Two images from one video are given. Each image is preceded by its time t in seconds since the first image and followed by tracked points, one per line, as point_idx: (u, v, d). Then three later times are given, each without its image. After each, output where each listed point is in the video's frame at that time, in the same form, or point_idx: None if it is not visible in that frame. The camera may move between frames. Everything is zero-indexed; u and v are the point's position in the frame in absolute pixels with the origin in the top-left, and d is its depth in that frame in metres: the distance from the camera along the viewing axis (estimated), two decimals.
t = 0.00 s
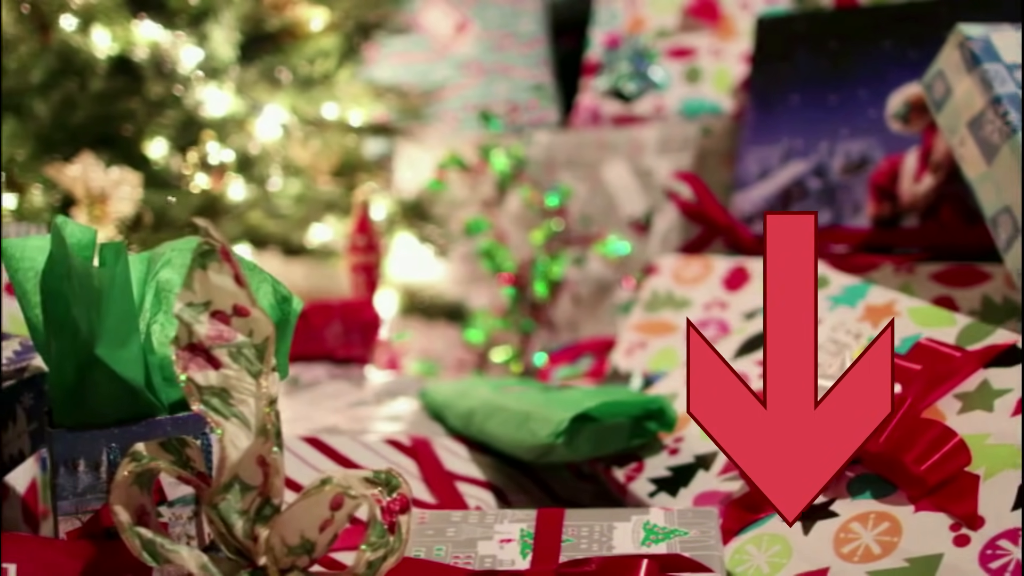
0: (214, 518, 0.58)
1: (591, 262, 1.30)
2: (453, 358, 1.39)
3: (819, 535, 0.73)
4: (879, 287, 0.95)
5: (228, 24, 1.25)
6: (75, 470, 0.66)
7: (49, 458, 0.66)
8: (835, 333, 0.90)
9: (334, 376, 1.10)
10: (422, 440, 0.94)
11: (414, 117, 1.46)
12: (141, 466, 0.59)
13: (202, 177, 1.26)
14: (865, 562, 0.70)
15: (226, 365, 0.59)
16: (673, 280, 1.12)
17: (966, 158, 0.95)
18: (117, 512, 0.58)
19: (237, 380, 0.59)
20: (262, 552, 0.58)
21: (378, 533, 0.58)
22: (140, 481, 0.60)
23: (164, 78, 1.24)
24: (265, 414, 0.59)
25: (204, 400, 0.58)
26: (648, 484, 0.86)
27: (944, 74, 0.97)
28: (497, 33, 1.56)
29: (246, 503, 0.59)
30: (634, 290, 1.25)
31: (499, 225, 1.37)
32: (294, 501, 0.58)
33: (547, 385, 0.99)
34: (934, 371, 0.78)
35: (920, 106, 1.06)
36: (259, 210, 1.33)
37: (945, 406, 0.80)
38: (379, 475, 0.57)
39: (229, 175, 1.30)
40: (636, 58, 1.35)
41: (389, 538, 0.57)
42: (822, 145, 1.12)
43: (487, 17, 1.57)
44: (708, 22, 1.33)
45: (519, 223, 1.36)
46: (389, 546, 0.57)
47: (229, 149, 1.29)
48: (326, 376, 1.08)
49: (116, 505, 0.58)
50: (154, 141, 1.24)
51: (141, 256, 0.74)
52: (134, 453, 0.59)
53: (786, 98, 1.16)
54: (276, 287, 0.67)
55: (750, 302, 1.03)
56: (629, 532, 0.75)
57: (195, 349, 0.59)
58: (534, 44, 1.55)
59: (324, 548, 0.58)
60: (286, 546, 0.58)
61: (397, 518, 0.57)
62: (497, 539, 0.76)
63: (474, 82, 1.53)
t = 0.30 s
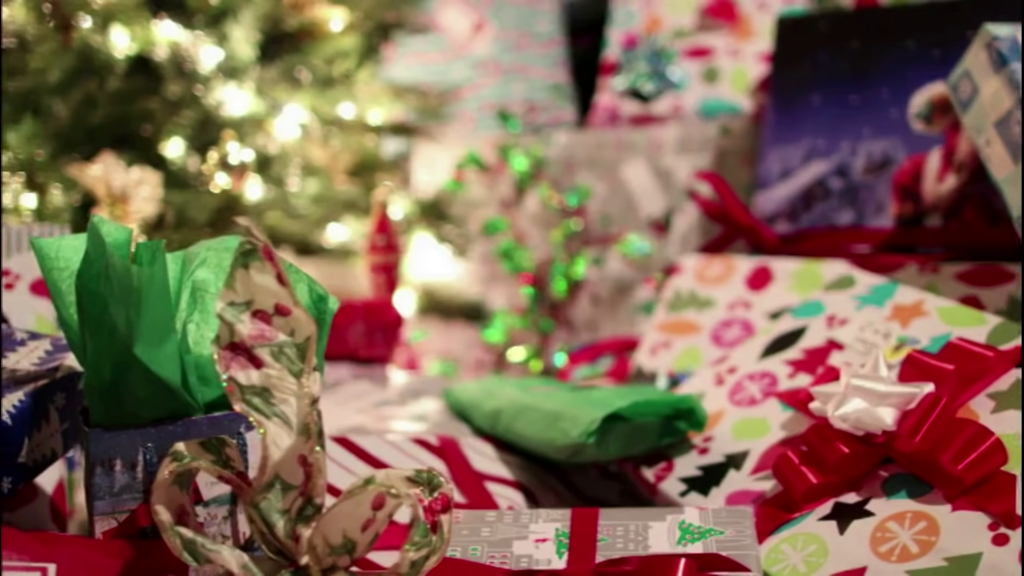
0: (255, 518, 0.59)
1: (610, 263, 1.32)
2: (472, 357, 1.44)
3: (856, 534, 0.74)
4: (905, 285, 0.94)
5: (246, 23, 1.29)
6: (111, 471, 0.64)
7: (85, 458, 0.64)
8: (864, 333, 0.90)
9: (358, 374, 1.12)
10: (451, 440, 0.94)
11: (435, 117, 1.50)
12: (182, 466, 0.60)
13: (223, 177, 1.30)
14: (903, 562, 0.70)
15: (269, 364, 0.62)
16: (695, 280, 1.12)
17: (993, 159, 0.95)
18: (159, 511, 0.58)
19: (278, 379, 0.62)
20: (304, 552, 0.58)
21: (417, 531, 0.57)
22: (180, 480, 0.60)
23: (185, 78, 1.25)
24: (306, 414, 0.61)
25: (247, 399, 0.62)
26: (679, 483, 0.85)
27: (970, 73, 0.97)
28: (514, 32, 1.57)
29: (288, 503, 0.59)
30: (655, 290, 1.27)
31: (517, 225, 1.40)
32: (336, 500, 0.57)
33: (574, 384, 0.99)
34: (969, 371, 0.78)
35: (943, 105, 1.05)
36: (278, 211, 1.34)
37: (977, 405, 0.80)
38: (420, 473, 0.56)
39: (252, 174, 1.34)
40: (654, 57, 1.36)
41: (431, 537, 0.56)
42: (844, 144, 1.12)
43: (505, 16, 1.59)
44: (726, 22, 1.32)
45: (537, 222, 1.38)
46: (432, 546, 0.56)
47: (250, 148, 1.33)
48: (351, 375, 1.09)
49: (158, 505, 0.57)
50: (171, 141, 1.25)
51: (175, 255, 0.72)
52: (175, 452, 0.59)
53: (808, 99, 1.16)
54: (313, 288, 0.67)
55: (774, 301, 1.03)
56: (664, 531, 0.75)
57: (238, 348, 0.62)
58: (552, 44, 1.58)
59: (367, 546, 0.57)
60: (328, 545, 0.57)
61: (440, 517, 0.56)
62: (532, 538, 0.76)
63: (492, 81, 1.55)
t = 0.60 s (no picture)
0: (302, 517, 0.57)
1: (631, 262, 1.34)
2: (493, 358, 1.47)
3: (896, 533, 0.74)
4: (936, 284, 0.94)
5: (269, 22, 1.29)
6: (153, 470, 0.66)
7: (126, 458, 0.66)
8: (895, 332, 0.90)
9: (385, 374, 1.13)
10: (481, 439, 0.94)
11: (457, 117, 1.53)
12: (228, 465, 0.62)
13: (245, 176, 1.29)
14: (945, 561, 0.70)
15: (315, 363, 0.58)
16: (721, 279, 1.12)
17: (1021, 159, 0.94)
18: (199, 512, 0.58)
19: (325, 379, 0.58)
20: (350, 551, 0.57)
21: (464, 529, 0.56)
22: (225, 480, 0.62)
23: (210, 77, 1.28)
24: (354, 413, 0.58)
25: (292, 399, 0.58)
26: (713, 483, 0.86)
27: (999, 73, 0.95)
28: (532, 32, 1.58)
29: (334, 503, 0.58)
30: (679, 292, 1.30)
31: (537, 224, 1.43)
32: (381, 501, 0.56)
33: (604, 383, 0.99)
34: (1004, 372, 0.78)
35: (968, 105, 1.05)
36: (298, 211, 1.35)
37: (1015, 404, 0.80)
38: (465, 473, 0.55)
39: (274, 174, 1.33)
40: (675, 56, 1.35)
41: (479, 537, 0.55)
42: (869, 144, 1.13)
43: (524, 15, 1.60)
44: (744, 23, 1.35)
45: (557, 221, 1.41)
46: (480, 545, 0.55)
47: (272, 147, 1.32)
48: (378, 375, 1.09)
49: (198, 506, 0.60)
50: (190, 140, 1.27)
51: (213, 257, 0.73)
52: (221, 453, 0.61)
53: (831, 98, 1.16)
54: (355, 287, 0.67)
55: (801, 301, 1.03)
56: (704, 531, 0.75)
57: (284, 348, 0.58)
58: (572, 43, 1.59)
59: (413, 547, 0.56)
60: (376, 545, 0.56)
61: (488, 515, 0.55)
62: (571, 537, 0.76)
63: (511, 81, 1.57)
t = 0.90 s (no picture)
0: (338, 516, 0.56)
1: (647, 263, 1.42)
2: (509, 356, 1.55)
3: (928, 532, 0.74)
4: (960, 284, 0.94)
5: (286, 22, 1.30)
6: (184, 470, 0.68)
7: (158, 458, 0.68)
8: (920, 331, 0.90)
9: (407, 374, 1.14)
10: (506, 439, 0.94)
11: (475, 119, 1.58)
12: (265, 465, 0.64)
13: (262, 175, 1.32)
14: (978, 561, 0.71)
15: (352, 363, 0.56)
16: (740, 279, 1.12)
17: None
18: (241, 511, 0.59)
19: (361, 378, 0.56)
20: (388, 552, 0.57)
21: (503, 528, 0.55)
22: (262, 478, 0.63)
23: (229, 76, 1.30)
24: (392, 413, 0.56)
25: (330, 399, 0.56)
26: (740, 482, 0.86)
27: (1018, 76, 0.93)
28: (548, 33, 1.71)
29: (372, 502, 0.57)
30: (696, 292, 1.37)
31: (552, 223, 1.51)
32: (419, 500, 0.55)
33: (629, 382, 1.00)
34: None
35: (988, 105, 1.05)
36: (314, 210, 1.36)
37: None
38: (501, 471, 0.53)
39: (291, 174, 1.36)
40: (690, 56, 1.40)
41: (517, 537, 0.54)
42: (888, 144, 1.13)
43: (538, 17, 1.72)
44: (760, 21, 1.36)
45: (572, 219, 1.49)
46: (518, 545, 0.54)
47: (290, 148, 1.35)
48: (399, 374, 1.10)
49: (239, 505, 0.61)
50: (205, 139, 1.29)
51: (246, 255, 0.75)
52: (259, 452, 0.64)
53: (851, 99, 1.16)
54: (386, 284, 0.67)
55: (822, 301, 1.04)
56: (735, 531, 0.75)
57: (320, 348, 0.56)
58: (586, 43, 1.70)
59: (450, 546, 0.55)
60: (413, 544, 0.55)
61: (525, 515, 0.53)
62: (602, 536, 0.76)
63: (525, 82, 1.70)
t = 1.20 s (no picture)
0: (378, 517, 0.59)
1: (666, 264, 1.48)
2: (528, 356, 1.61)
3: (962, 531, 0.74)
4: (986, 284, 0.95)
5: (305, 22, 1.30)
6: (220, 469, 0.72)
7: (195, 458, 0.72)
8: (947, 331, 0.91)
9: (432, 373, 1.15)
10: (534, 440, 0.95)
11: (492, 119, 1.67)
12: (304, 466, 0.65)
13: (283, 175, 1.34)
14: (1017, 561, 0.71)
15: (393, 363, 0.58)
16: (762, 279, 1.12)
17: None
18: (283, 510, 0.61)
19: (403, 377, 0.58)
20: (428, 551, 0.60)
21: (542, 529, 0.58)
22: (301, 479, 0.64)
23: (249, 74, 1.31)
24: (432, 411, 0.59)
25: (370, 398, 0.58)
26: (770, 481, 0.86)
27: None
28: (564, 32, 1.79)
29: (411, 502, 0.60)
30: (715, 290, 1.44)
31: (571, 223, 1.58)
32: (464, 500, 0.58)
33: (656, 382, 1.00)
34: None
35: (1010, 105, 1.07)
36: (331, 210, 1.37)
37: None
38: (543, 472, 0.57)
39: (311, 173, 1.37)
40: (708, 56, 1.43)
41: (558, 536, 0.57)
42: (910, 144, 1.13)
43: (556, 16, 1.79)
44: (777, 22, 1.39)
45: (592, 220, 1.55)
46: (558, 544, 0.57)
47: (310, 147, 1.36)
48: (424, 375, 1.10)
49: (279, 505, 0.63)
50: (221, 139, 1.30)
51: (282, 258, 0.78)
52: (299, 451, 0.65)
53: (871, 100, 1.16)
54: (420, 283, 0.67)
55: (845, 301, 1.04)
56: (769, 530, 0.75)
57: (361, 348, 0.58)
58: (604, 41, 1.77)
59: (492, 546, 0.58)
60: (455, 543, 0.58)
61: (565, 514, 0.57)
62: (637, 536, 0.76)
63: (544, 80, 1.78)
